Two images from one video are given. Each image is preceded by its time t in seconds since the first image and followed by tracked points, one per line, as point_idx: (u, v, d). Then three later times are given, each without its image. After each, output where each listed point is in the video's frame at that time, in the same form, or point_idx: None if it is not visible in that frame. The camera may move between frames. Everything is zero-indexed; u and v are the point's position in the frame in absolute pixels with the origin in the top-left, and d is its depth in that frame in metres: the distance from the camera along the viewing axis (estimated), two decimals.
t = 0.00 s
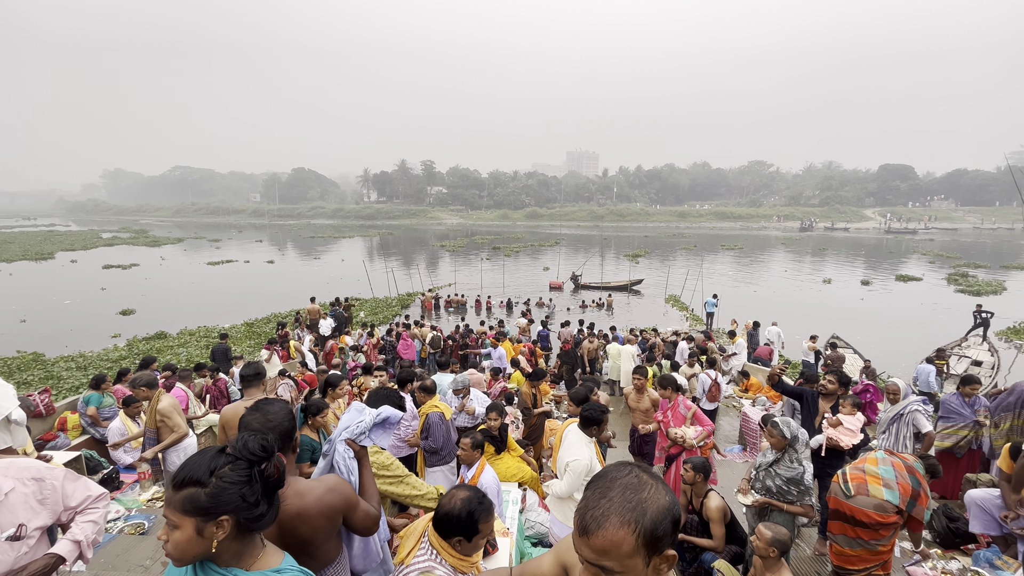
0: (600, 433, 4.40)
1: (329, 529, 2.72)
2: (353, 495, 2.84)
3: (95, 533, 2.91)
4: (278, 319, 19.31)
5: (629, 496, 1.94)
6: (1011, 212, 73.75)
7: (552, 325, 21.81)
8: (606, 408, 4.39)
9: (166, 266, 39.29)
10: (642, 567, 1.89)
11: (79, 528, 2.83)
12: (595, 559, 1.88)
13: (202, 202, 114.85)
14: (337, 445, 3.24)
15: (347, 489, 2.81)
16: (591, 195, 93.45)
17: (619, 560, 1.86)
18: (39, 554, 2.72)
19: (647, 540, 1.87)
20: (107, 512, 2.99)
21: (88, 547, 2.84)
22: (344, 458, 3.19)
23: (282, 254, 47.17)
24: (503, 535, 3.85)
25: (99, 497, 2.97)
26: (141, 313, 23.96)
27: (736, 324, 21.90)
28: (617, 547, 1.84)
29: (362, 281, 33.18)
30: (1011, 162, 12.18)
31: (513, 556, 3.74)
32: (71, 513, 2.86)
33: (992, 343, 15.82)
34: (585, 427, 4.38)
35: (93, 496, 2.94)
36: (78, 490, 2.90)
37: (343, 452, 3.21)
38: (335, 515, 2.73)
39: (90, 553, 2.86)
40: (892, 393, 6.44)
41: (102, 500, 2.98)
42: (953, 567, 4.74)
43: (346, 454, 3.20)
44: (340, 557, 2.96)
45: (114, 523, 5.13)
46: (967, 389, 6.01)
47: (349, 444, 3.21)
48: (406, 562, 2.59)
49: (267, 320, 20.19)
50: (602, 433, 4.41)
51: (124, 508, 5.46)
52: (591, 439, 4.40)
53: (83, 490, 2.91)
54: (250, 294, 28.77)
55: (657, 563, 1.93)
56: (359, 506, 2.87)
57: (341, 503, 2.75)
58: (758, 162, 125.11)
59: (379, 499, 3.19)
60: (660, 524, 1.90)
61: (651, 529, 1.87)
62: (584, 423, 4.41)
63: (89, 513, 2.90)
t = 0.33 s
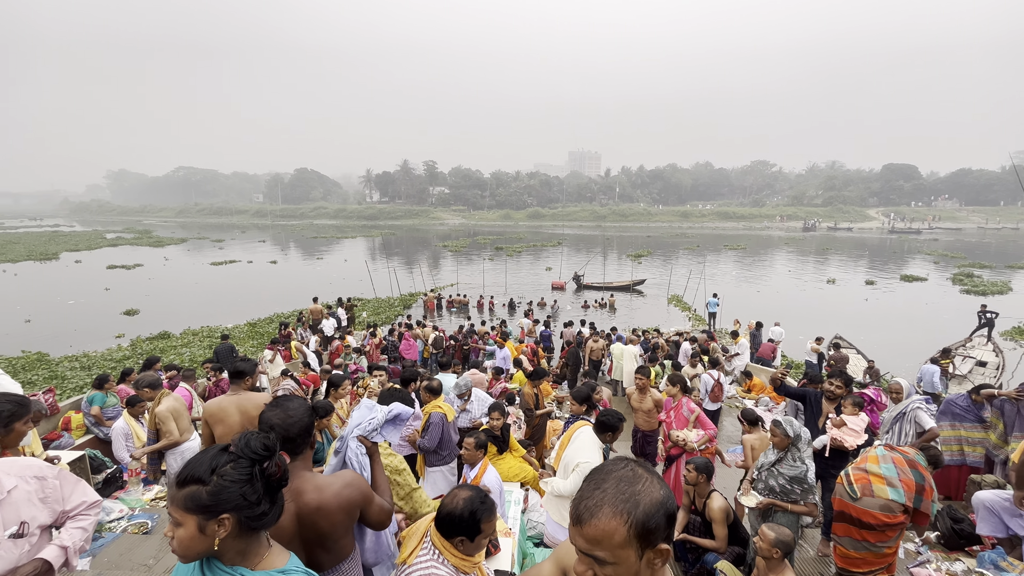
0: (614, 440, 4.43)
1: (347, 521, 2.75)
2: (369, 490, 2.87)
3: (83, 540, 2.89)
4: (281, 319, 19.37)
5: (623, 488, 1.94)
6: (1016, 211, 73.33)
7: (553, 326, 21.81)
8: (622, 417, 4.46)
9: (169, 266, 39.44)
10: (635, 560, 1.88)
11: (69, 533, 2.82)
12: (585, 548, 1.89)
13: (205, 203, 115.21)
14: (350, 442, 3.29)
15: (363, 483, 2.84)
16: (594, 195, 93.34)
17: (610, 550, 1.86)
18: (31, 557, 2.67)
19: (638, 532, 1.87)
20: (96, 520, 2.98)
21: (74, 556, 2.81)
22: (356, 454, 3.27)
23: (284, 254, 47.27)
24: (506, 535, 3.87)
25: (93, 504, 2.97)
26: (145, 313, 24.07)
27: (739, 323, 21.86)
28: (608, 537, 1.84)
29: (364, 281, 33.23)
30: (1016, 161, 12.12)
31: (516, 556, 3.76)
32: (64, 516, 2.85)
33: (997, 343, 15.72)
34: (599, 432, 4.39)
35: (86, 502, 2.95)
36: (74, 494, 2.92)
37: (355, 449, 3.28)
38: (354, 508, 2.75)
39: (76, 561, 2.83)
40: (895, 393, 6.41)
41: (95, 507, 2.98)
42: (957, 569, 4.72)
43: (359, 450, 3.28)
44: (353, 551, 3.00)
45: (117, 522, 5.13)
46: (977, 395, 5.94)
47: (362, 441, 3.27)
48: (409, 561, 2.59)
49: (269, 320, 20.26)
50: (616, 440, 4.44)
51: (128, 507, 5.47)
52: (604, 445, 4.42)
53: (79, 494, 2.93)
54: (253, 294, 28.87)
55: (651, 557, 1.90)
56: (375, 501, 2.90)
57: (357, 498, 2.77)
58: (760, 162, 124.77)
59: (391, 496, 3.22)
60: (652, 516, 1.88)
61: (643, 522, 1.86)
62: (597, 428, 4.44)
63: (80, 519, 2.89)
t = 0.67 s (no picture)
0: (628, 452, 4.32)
1: (361, 519, 2.76)
2: (379, 489, 2.87)
3: (76, 545, 2.86)
4: (283, 318, 19.42)
5: (626, 482, 1.95)
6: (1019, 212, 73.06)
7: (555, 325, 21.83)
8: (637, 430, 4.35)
9: (172, 265, 39.60)
10: (633, 553, 1.87)
11: (63, 537, 2.80)
12: (585, 538, 1.89)
13: (208, 203, 115.60)
14: (361, 440, 3.32)
15: (374, 483, 2.84)
16: (595, 195, 93.35)
17: (609, 543, 1.86)
18: (23, 559, 2.65)
19: (639, 526, 1.86)
20: (90, 526, 2.97)
21: (66, 560, 2.78)
22: (367, 452, 3.29)
23: (287, 254, 47.39)
24: (508, 535, 3.86)
25: (88, 509, 2.98)
26: (148, 313, 24.15)
27: (740, 324, 21.87)
28: (608, 527, 1.84)
29: (366, 280, 33.27)
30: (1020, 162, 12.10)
31: (517, 557, 3.75)
32: (61, 518, 2.85)
33: (1001, 344, 15.69)
34: (613, 443, 4.32)
35: (83, 506, 2.95)
36: (72, 496, 2.93)
37: (367, 447, 3.30)
38: (367, 505, 2.77)
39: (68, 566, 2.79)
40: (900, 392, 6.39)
41: (90, 512, 2.98)
42: (961, 570, 4.72)
43: (370, 449, 3.29)
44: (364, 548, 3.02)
45: (120, 520, 5.15)
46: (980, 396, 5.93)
47: (372, 440, 3.28)
48: (411, 561, 2.59)
49: (271, 319, 20.31)
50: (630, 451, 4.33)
51: (130, 505, 5.49)
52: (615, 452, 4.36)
53: (76, 497, 2.93)
54: (255, 293, 28.93)
55: (650, 554, 1.88)
56: (386, 499, 2.91)
57: (369, 497, 2.78)
58: (762, 162, 124.59)
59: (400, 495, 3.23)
60: (653, 512, 1.87)
61: (643, 516, 1.86)
62: (611, 437, 4.39)
63: (75, 523, 2.89)
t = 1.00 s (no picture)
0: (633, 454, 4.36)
1: (363, 520, 2.76)
2: (383, 491, 2.87)
3: (77, 544, 2.86)
4: (285, 317, 19.47)
5: (635, 476, 1.94)
6: None
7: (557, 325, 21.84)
8: (643, 432, 4.41)
9: (175, 264, 39.73)
10: (639, 547, 1.86)
11: (64, 538, 2.80)
12: (591, 528, 1.89)
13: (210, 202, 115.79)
14: (368, 441, 3.33)
15: (377, 485, 2.84)
16: (597, 195, 93.23)
17: (616, 533, 1.86)
18: (23, 559, 2.65)
19: (646, 521, 1.85)
20: (93, 524, 2.97)
21: (66, 561, 2.77)
22: (373, 453, 3.32)
23: (290, 254, 47.50)
24: (510, 534, 3.87)
25: (92, 508, 2.97)
26: (152, 312, 24.21)
27: (743, 324, 21.82)
28: (614, 519, 1.85)
29: (368, 280, 33.29)
30: None
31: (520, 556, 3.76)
32: (64, 518, 2.86)
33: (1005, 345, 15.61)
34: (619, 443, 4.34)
35: (88, 505, 2.95)
36: (75, 497, 2.91)
37: (372, 448, 3.33)
38: (370, 506, 2.77)
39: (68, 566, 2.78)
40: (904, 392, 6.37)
41: (94, 511, 2.97)
42: (965, 571, 4.69)
43: (376, 450, 3.31)
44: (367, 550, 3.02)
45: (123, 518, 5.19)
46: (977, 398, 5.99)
47: (378, 440, 3.30)
48: (414, 560, 2.59)
49: (274, 318, 20.38)
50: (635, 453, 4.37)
51: (133, 504, 5.52)
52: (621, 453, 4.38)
53: (81, 497, 2.93)
54: (258, 292, 28.98)
55: (655, 548, 1.87)
56: (389, 501, 2.91)
57: (372, 498, 2.78)
58: (765, 162, 124.29)
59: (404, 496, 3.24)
60: (660, 507, 1.86)
61: (651, 511, 1.85)
62: (617, 439, 4.39)
63: (77, 523, 2.88)
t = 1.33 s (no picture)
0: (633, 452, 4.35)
1: (337, 526, 2.73)
2: (365, 494, 2.85)
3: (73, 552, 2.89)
4: (285, 317, 19.46)
5: (641, 476, 1.95)
6: None
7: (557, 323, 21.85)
8: (643, 431, 4.39)
9: (176, 264, 39.68)
10: (644, 548, 1.85)
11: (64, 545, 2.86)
12: (595, 528, 1.89)
13: (210, 201, 115.63)
14: (357, 444, 3.29)
15: (358, 487, 2.81)
16: (597, 194, 93.22)
17: (621, 535, 1.85)
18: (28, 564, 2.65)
19: (652, 521, 1.85)
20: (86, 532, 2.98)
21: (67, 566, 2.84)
22: (362, 455, 3.27)
23: (289, 253, 47.50)
24: (508, 533, 3.87)
25: (84, 514, 2.97)
26: (152, 312, 24.17)
27: (743, 323, 21.82)
28: (620, 519, 1.84)
29: (368, 280, 33.26)
30: None
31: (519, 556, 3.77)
32: (59, 524, 2.84)
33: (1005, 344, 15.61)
34: (620, 443, 4.33)
35: (81, 511, 2.96)
36: (72, 501, 2.92)
37: (361, 450, 3.29)
38: (345, 512, 2.73)
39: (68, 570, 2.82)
40: (904, 392, 6.34)
41: (86, 517, 2.98)
42: (964, 571, 4.68)
43: (364, 452, 3.26)
44: (354, 555, 3.01)
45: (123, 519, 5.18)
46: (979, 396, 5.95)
47: (367, 443, 3.25)
48: (412, 560, 2.58)
49: (274, 318, 20.35)
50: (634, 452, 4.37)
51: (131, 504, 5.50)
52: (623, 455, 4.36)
53: (74, 502, 2.93)
54: (257, 292, 28.93)
55: (660, 549, 1.88)
56: (371, 506, 2.88)
57: (351, 502, 2.75)
58: (765, 160, 124.25)
59: (390, 499, 3.22)
60: (667, 508, 1.87)
61: (657, 511, 1.85)
62: (619, 439, 4.37)
63: (71, 530, 2.89)
